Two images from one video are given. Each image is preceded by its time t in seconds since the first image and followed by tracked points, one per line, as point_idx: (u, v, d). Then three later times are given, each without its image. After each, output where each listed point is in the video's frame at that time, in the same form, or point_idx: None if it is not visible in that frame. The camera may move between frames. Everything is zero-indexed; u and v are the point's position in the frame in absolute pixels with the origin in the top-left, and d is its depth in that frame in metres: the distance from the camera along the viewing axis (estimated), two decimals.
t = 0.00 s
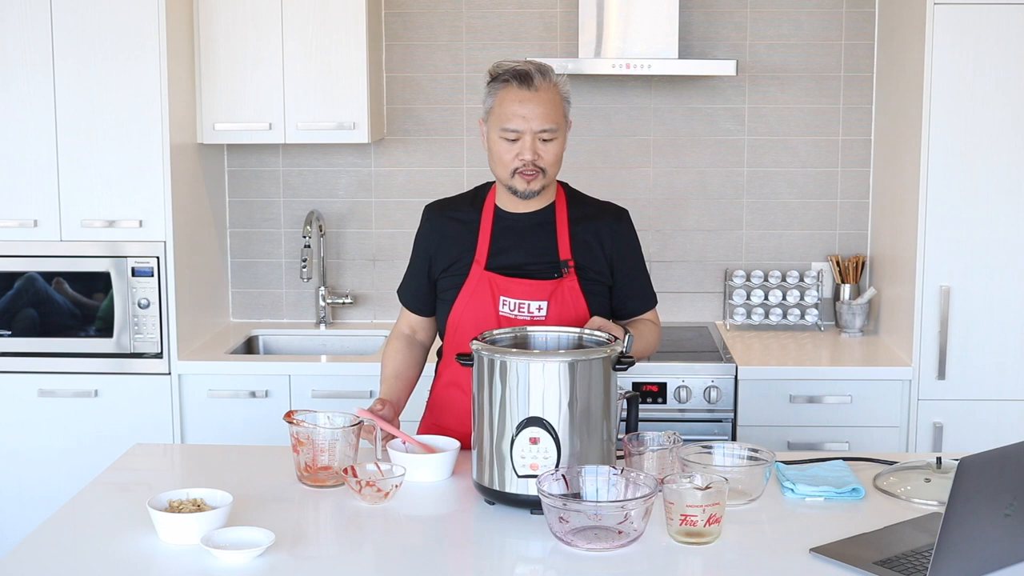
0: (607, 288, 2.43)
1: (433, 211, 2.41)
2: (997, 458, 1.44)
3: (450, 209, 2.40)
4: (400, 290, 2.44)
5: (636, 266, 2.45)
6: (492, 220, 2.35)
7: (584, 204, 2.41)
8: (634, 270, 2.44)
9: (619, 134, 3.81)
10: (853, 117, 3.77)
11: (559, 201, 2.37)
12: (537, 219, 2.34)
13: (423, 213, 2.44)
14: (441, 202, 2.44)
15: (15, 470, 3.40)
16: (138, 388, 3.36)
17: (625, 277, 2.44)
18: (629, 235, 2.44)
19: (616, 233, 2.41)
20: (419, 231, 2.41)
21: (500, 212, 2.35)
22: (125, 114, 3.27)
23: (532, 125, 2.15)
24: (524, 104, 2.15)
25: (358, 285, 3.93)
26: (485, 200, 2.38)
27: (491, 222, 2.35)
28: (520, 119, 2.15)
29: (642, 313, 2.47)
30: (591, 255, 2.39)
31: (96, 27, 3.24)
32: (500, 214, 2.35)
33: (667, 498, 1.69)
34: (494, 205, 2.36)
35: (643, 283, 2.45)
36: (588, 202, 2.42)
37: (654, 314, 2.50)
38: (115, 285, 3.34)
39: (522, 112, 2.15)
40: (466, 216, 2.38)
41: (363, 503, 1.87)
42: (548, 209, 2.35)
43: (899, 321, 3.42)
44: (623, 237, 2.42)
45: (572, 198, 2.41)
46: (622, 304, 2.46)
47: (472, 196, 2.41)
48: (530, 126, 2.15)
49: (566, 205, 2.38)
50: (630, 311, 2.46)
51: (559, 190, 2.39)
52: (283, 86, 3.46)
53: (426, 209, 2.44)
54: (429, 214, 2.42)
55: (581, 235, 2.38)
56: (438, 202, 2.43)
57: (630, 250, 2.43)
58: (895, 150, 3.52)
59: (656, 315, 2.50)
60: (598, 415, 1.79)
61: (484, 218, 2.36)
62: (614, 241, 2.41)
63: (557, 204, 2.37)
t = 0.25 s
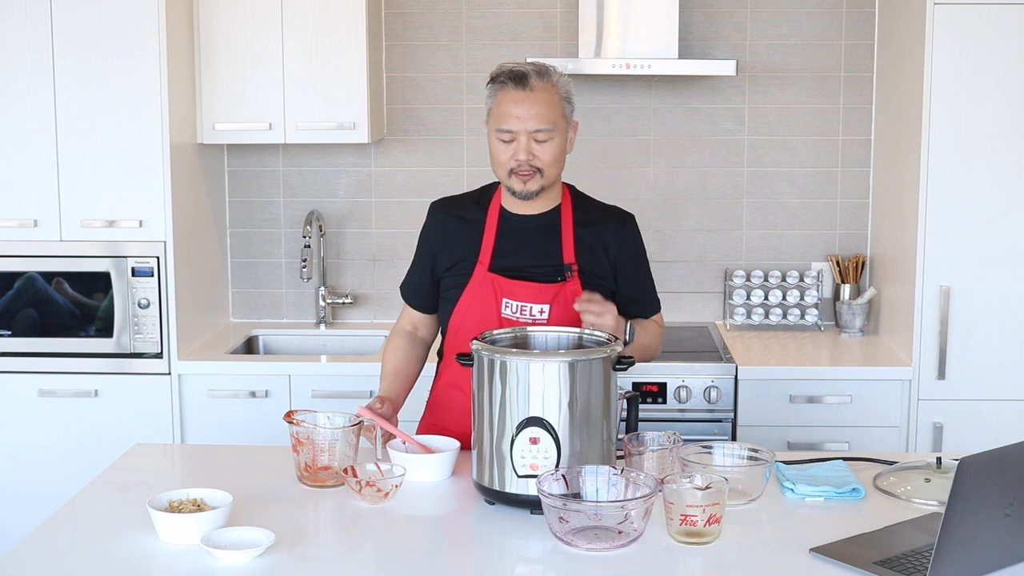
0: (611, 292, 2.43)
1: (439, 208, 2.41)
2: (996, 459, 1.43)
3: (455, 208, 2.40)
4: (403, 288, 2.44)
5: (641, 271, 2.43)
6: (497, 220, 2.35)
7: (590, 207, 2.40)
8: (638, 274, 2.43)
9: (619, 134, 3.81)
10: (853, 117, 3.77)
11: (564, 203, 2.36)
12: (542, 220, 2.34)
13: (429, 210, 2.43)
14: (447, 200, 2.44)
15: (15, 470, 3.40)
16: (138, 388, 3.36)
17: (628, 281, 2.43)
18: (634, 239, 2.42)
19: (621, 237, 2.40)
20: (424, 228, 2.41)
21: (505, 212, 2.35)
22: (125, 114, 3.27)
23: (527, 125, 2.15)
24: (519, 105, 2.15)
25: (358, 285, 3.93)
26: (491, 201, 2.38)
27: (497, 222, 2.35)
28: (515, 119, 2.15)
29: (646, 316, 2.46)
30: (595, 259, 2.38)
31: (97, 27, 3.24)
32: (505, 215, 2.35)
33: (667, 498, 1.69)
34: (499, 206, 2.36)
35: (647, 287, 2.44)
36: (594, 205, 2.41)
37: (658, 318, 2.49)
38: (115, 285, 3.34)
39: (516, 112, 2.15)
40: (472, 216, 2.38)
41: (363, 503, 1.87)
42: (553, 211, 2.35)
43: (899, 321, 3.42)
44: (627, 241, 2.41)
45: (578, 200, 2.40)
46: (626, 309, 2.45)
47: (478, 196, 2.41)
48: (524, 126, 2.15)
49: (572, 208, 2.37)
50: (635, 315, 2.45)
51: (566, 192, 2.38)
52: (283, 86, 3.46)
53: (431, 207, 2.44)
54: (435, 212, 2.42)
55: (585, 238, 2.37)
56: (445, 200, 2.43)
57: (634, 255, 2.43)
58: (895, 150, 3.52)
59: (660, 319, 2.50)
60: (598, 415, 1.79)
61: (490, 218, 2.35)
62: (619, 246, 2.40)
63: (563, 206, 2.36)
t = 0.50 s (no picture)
0: (611, 291, 2.43)
1: (440, 207, 2.42)
2: (995, 459, 1.43)
3: (456, 207, 2.41)
4: (405, 286, 2.45)
5: (641, 270, 2.44)
6: (498, 220, 2.35)
7: (590, 206, 2.40)
8: (638, 274, 2.43)
9: (619, 134, 3.81)
10: (853, 117, 3.77)
11: (565, 202, 2.36)
12: (543, 220, 2.34)
13: (430, 209, 2.44)
14: (448, 199, 2.44)
15: (15, 470, 3.40)
16: (138, 388, 3.36)
17: (629, 281, 2.43)
18: (635, 238, 2.43)
19: (621, 236, 2.41)
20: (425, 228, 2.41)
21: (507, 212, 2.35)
22: (125, 113, 3.27)
23: (513, 111, 2.17)
24: (508, 92, 2.18)
25: (358, 285, 3.93)
26: (492, 200, 2.38)
27: (497, 222, 2.35)
28: (502, 105, 2.17)
29: (647, 315, 2.46)
30: (596, 259, 2.39)
31: (96, 27, 3.24)
32: (505, 215, 2.35)
33: (667, 498, 1.69)
34: (500, 205, 2.36)
35: (648, 286, 2.45)
36: (594, 205, 2.41)
37: (660, 316, 2.50)
38: (115, 285, 3.34)
39: (505, 98, 2.18)
40: (472, 215, 2.38)
41: (363, 503, 1.87)
42: (554, 210, 2.34)
43: (899, 321, 3.42)
44: (628, 240, 2.41)
45: (579, 199, 2.40)
46: (627, 307, 2.45)
47: (479, 195, 2.41)
48: (511, 112, 2.17)
49: (573, 207, 2.37)
50: (636, 314, 2.46)
51: (566, 192, 2.38)
52: (283, 86, 3.46)
53: (433, 206, 2.44)
54: (436, 211, 2.42)
55: (586, 238, 2.38)
56: (445, 199, 2.43)
57: (634, 254, 2.43)
58: (895, 150, 3.52)
59: (661, 318, 2.50)
60: (598, 415, 1.79)
61: (491, 218, 2.35)
62: (620, 245, 2.41)
63: (564, 206, 2.35)
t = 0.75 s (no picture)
0: (612, 290, 2.43)
1: (440, 204, 2.42)
2: (995, 459, 1.43)
3: (456, 205, 2.40)
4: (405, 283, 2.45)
5: (641, 269, 2.43)
6: (497, 218, 2.35)
7: (591, 204, 2.39)
8: (639, 273, 2.42)
9: (619, 135, 3.81)
10: (853, 117, 3.77)
11: (565, 201, 2.35)
12: (542, 220, 2.34)
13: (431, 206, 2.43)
14: (449, 196, 2.44)
15: (15, 470, 3.40)
16: (138, 388, 3.36)
17: (629, 279, 2.42)
18: (636, 236, 2.42)
19: (622, 235, 2.39)
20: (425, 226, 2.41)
21: (506, 211, 2.35)
22: (125, 113, 3.27)
23: (525, 116, 2.13)
24: (518, 96, 2.13)
25: (358, 285, 3.93)
26: (492, 198, 2.38)
27: (497, 221, 2.35)
28: (513, 109, 2.13)
29: (648, 313, 2.46)
30: (596, 258, 2.38)
31: (97, 27, 3.24)
32: (505, 213, 2.35)
33: (667, 498, 1.69)
34: (499, 204, 2.36)
35: (649, 284, 2.44)
36: (596, 203, 2.40)
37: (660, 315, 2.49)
38: (115, 285, 3.34)
39: (515, 102, 2.13)
40: (472, 212, 2.37)
41: (363, 503, 1.87)
42: (554, 209, 2.34)
43: (899, 320, 3.42)
44: (629, 239, 2.40)
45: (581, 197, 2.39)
46: (627, 306, 2.45)
47: (479, 193, 2.40)
48: (522, 117, 2.13)
49: (573, 206, 2.36)
50: (637, 313, 2.45)
51: (566, 190, 2.37)
52: (283, 86, 3.46)
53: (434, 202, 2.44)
54: (436, 208, 2.42)
55: (586, 236, 2.37)
56: (446, 196, 2.43)
57: (635, 253, 2.42)
58: (895, 150, 3.52)
59: (662, 315, 2.49)
60: (598, 415, 1.79)
61: (490, 216, 2.35)
62: (621, 244, 2.40)
63: (563, 204, 2.35)
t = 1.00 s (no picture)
0: (619, 292, 2.43)
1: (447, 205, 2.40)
2: (995, 459, 1.43)
3: (464, 205, 2.39)
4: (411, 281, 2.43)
5: (650, 272, 2.42)
6: (507, 221, 2.34)
7: (601, 207, 2.38)
8: (648, 276, 2.42)
9: (619, 135, 3.81)
10: (853, 117, 3.77)
11: (574, 204, 2.35)
12: (553, 222, 2.33)
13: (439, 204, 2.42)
14: (457, 194, 2.42)
15: (15, 470, 3.40)
16: (138, 388, 3.36)
17: (638, 282, 2.42)
18: (645, 239, 2.41)
19: (632, 238, 2.39)
20: (432, 225, 2.40)
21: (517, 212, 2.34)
22: (125, 113, 3.27)
23: (549, 133, 2.07)
24: (542, 111, 2.07)
25: (358, 285, 3.93)
26: (501, 200, 2.36)
27: (506, 222, 2.34)
28: (538, 126, 2.07)
29: (654, 315, 2.46)
30: (604, 261, 2.38)
31: (96, 27, 3.24)
32: (515, 215, 2.33)
33: (667, 498, 1.69)
34: (509, 205, 2.34)
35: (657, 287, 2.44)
36: (605, 206, 2.39)
37: (666, 316, 2.50)
38: (115, 285, 3.34)
39: (539, 119, 2.07)
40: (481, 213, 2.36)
41: (363, 503, 1.87)
42: (563, 212, 2.33)
43: (899, 320, 3.42)
44: (639, 242, 2.39)
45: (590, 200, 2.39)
46: (635, 308, 2.45)
47: (488, 194, 2.40)
48: (547, 133, 2.07)
49: (582, 209, 2.36)
50: (643, 315, 2.46)
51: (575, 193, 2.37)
52: (283, 87, 3.46)
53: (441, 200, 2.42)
54: (444, 207, 2.41)
55: (595, 239, 2.36)
56: (453, 196, 2.42)
57: (644, 256, 2.41)
58: (895, 150, 3.52)
59: (668, 317, 2.49)
60: (598, 415, 1.80)
61: (500, 218, 2.34)
62: (630, 247, 2.38)
63: (573, 207, 2.35)
